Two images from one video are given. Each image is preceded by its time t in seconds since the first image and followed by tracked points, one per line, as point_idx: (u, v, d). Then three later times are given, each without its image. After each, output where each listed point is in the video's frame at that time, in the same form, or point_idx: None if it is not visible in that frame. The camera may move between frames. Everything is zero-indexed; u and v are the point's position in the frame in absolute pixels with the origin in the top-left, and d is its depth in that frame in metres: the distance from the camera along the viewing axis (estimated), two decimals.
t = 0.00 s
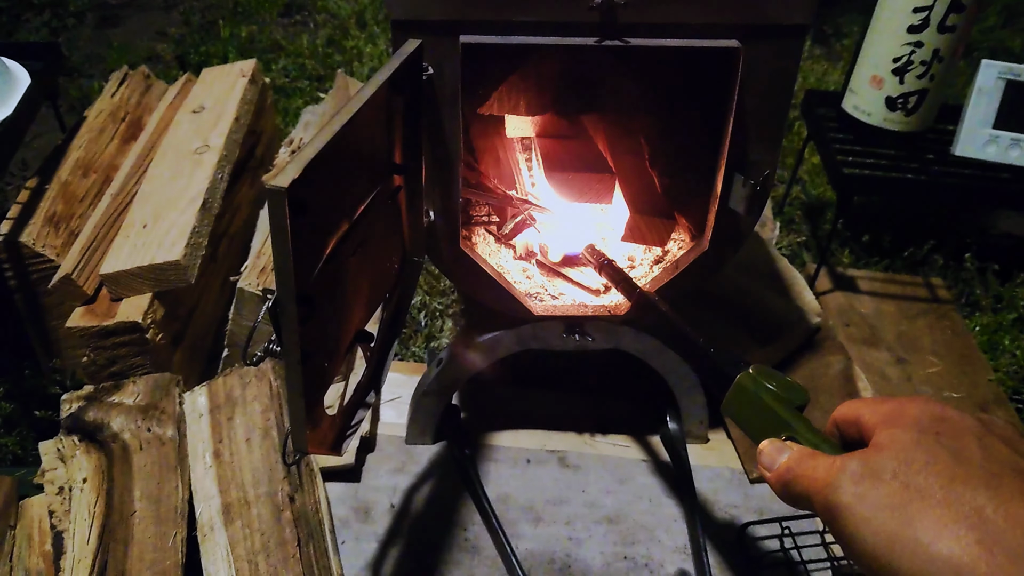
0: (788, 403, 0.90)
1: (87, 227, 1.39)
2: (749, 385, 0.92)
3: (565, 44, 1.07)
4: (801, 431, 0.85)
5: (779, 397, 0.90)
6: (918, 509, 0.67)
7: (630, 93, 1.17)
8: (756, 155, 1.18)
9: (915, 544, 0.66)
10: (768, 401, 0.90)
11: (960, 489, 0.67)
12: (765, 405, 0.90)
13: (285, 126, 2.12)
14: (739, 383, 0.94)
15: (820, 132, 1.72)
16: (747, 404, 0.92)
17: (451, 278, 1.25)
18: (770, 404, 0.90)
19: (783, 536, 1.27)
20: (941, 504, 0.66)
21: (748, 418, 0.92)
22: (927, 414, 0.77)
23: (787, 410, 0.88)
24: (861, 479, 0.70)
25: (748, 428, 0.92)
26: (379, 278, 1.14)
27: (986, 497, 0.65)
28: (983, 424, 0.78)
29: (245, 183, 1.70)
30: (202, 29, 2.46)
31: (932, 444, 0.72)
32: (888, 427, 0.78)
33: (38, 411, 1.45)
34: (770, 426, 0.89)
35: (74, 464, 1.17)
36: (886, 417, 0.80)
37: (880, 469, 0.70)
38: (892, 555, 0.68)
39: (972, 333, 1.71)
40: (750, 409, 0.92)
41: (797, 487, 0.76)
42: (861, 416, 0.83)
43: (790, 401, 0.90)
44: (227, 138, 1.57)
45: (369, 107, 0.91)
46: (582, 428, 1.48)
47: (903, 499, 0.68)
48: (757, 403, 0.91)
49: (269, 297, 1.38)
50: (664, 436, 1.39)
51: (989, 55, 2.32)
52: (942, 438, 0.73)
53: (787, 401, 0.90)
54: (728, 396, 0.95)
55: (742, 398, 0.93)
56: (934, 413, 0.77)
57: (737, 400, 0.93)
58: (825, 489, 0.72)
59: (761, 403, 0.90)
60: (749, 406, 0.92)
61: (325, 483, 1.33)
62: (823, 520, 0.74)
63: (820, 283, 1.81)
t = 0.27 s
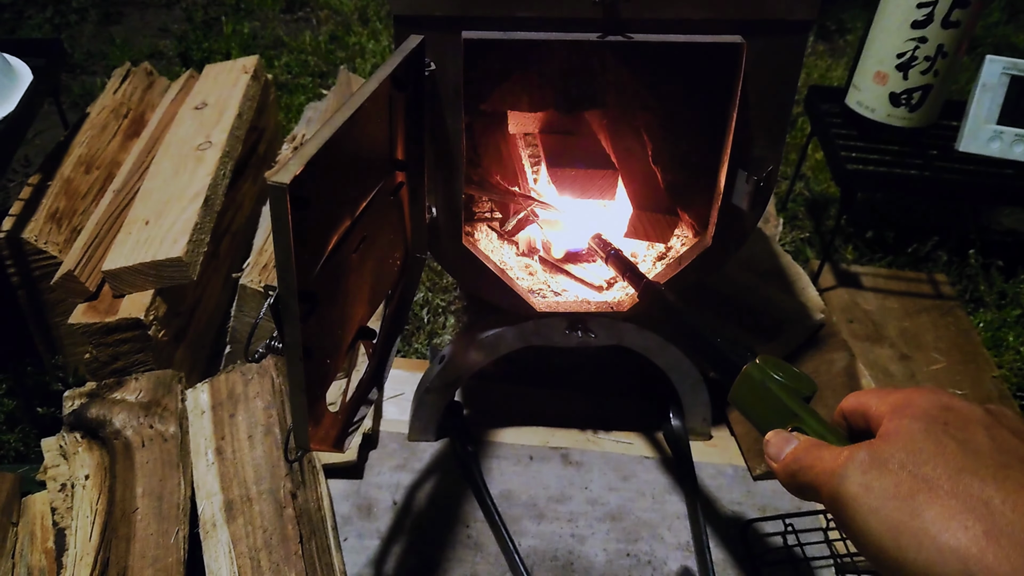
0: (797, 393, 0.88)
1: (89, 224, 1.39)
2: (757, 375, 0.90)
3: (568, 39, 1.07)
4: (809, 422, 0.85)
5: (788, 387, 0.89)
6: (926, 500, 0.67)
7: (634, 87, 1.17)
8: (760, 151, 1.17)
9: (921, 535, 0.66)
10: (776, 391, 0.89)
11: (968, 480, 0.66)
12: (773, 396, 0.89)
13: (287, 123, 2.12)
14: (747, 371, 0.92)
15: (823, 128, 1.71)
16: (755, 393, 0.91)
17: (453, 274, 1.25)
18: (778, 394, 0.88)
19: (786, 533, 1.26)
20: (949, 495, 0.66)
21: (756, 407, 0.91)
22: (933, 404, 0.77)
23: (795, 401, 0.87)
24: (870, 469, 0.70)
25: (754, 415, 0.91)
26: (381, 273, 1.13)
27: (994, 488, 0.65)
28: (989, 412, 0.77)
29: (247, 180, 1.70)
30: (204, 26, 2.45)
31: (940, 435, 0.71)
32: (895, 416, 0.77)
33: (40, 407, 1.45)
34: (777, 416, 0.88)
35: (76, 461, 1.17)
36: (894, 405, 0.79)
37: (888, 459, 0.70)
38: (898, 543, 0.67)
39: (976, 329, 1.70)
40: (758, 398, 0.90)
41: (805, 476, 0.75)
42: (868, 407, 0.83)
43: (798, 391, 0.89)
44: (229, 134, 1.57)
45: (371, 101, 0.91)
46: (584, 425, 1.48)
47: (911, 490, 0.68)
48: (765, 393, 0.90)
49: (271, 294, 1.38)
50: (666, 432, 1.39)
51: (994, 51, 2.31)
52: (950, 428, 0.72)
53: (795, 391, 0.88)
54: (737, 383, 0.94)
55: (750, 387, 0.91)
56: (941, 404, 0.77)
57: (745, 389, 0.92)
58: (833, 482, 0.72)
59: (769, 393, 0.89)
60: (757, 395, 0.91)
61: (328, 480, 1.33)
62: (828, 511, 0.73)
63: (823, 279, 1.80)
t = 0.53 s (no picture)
0: (794, 394, 0.89)
1: (92, 222, 1.39)
2: (754, 376, 0.92)
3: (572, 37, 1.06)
4: (805, 422, 0.85)
5: (784, 388, 0.89)
6: (926, 501, 0.66)
7: (637, 83, 1.16)
8: (764, 149, 1.17)
9: (921, 536, 0.65)
10: (773, 392, 0.89)
11: (967, 481, 0.66)
12: (770, 396, 0.89)
13: (289, 121, 2.12)
14: (745, 373, 0.93)
15: (826, 127, 1.71)
16: (752, 395, 0.92)
17: (457, 272, 1.25)
18: (775, 395, 0.89)
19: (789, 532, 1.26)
20: (950, 496, 0.65)
21: (752, 408, 0.92)
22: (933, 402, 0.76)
23: (791, 401, 0.88)
24: (870, 471, 0.70)
25: (751, 416, 0.92)
26: (384, 271, 1.13)
27: (993, 490, 0.64)
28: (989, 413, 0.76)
29: (249, 178, 1.70)
30: (206, 24, 2.45)
31: (939, 435, 0.70)
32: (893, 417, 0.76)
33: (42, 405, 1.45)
34: (774, 417, 0.89)
35: (78, 458, 1.17)
36: (892, 407, 0.78)
37: (887, 461, 0.69)
38: (897, 543, 0.66)
39: (979, 329, 1.70)
40: (755, 399, 0.91)
41: (803, 479, 0.76)
42: (866, 408, 0.81)
43: (795, 391, 0.90)
44: (231, 132, 1.57)
45: (375, 98, 0.91)
46: (587, 424, 1.48)
47: (911, 491, 0.67)
48: (762, 393, 0.91)
49: (273, 292, 1.37)
50: (669, 431, 1.39)
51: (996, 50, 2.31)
52: (948, 428, 0.71)
53: (792, 392, 0.89)
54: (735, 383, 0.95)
55: (747, 389, 0.92)
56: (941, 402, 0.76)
57: (742, 391, 0.93)
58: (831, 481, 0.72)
59: (765, 393, 0.90)
60: (753, 397, 0.91)
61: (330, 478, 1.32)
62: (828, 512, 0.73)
63: (826, 278, 1.80)
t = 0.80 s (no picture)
0: (771, 398, 0.79)
1: (95, 220, 1.39)
2: (729, 379, 0.81)
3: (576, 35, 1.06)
4: (783, 427, 0.78)
5: (761, 391, 0.80)
6: (902, 508, 0.64)
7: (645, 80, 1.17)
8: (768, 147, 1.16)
9: (898, 545, 0.63)
10: (748, 397, 0.80)
11: (946, 487, 0.63)
12: (745, 401, 0.80)
13: (292, 120, 2.12)
14: (719, 375, 0.83)
15: (829, 126, 1.71)
16: (724, 397, 0.82)
17: (461, 270, 1.25)
18: (750, 400, 0.79)
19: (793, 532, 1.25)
20: (926, 502, 0.63)
21: (725, 411, 0.82)
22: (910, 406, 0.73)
23: (767, 404, 0.78)
24: (844, 477, 0.67)
25: (721, 414, 0.83)
26: (389, 269, 1.13)
27: (973, 496, 0.62)
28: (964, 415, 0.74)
29: (252, 176, 1.70)
30: (210, 23, 2.46)
31: (915, 439, 0.68)
32: (868, 419, 0.73)
33: (46, 403, 1.45)
34: (748, 423, 0.80)
35: (82, 456, 1.17)
36: (868, 408, 0.75)
37: (864, 466, 0.67)
38: (874, 551, 0.64)
39: (982, 328, 1.70)
40: (728, 402, 0.82)
41: (777, 483, 0.72)
42: (843, 410, 0.79)
43: (772, 394, 0.80)
44: (235, 131, 1.57)
45: (380, 96, 0.91)
46: (591, 422, 1.48)
47: (888, 497, 0.65)
48: (736, 398, 0.81)
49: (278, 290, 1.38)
50: (674, 430, 1.36)
51: (999, 49, 2.31)
52: (924, 432, 0.69)
53: (769, 395, 0.79)
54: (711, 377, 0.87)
55: (720, 392, 0.82)
56: (918, 406, 0.73)
57: (715, 393, 0.83)
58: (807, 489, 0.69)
59: (739, 398, 0.80)
60: (726, 400, 0.82)
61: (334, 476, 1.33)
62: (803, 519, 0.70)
63: (829, 278, 1.80)
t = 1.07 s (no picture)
0: (767, 399, 0.77)
1: (99, 219, 1.39)
2: (724, 381, 0.80)
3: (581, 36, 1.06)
4: (781, 430, 0.75)
5: (756, 392, 0.77)
6: (903, 513, 0.64)
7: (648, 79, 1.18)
8: (772, 148, 1.16)
9: (900, 551, 0.63)
10: (743, 399, 0.78)
11: (946, 493, 0.63)
12: (740, 403, 0.78)
13: (295, 121, 2.12)
14: (714, 377, 0.81)
15: (832, 127, 1.71)
16: (720, 400, 0.80)
17: (464, 271, 1.25)
18: (745, 402, 0.77)
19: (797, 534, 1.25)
20: (926, 508, 0.63)
21: (721, 414, 0.80)
22: (907, 411, 0.73)
23: (763, 406, 0.76)
24: (844, 482, 0.66)
25: (717, 418, 0.81)
26: (393, 270, 1.13)
27: (971, 501, 0.62)
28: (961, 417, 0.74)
29: (256, 177, 1.70)
30: (213, 23, 2.46)
31: (913, 443, 0.68)
32: (867, 422, 0.74)
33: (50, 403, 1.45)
34: (744, 426, 0.78)
35: (86, 455, 1.18)
36: (867, 411, 0.75)
37: (862, 470, 0.67)
38: (873, 556, 0.64)
39: (985, 329, 1.70)
40: (723, 405, 0.80)
41: (776, 488, 0.71)
42: (842, 412, 0.79)
43: (768, 395, 0.78)
44: (238, 131, 1.57)
45: (385, 97, 0.91)
46: (594, 423, 1.48)
47: (887, 502, 0.65)
48: (731, 399, 0.79)
49: (281, 291, 1.38)
50: (675, 430, 1.37)
51: (1002, 51, 2.31)
52: (924, 437, 0.69)
53: (765, 397, 0.77)
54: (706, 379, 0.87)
55: (716, 395, 0.81)
56: (916, 410, 0.73)
57: (711, 396, 0.81)
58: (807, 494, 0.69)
59: (735, 400, 0.78)
60: (722, 402, 0.80)
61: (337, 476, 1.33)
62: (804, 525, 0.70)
63: (832, 279, 1.80)
